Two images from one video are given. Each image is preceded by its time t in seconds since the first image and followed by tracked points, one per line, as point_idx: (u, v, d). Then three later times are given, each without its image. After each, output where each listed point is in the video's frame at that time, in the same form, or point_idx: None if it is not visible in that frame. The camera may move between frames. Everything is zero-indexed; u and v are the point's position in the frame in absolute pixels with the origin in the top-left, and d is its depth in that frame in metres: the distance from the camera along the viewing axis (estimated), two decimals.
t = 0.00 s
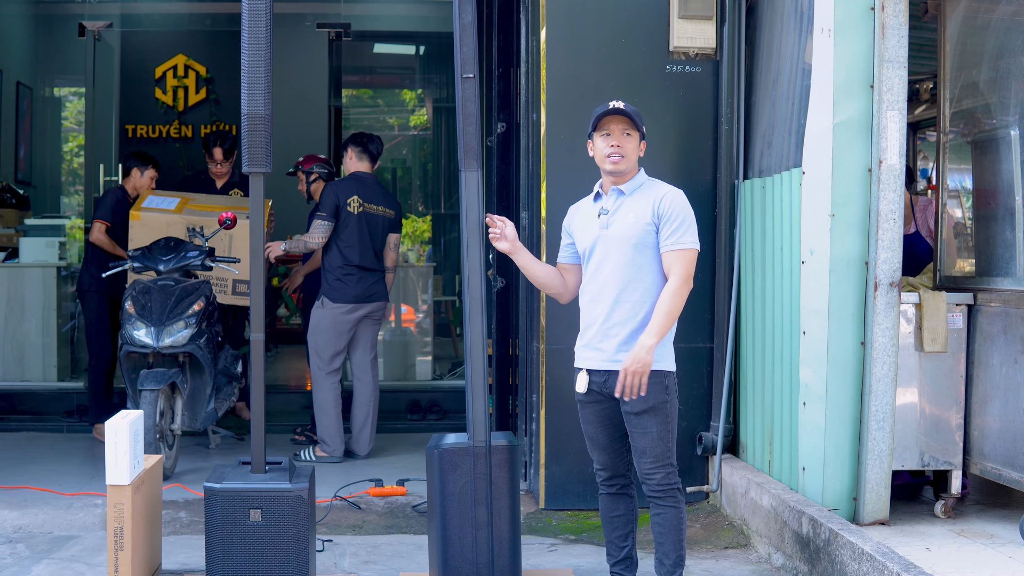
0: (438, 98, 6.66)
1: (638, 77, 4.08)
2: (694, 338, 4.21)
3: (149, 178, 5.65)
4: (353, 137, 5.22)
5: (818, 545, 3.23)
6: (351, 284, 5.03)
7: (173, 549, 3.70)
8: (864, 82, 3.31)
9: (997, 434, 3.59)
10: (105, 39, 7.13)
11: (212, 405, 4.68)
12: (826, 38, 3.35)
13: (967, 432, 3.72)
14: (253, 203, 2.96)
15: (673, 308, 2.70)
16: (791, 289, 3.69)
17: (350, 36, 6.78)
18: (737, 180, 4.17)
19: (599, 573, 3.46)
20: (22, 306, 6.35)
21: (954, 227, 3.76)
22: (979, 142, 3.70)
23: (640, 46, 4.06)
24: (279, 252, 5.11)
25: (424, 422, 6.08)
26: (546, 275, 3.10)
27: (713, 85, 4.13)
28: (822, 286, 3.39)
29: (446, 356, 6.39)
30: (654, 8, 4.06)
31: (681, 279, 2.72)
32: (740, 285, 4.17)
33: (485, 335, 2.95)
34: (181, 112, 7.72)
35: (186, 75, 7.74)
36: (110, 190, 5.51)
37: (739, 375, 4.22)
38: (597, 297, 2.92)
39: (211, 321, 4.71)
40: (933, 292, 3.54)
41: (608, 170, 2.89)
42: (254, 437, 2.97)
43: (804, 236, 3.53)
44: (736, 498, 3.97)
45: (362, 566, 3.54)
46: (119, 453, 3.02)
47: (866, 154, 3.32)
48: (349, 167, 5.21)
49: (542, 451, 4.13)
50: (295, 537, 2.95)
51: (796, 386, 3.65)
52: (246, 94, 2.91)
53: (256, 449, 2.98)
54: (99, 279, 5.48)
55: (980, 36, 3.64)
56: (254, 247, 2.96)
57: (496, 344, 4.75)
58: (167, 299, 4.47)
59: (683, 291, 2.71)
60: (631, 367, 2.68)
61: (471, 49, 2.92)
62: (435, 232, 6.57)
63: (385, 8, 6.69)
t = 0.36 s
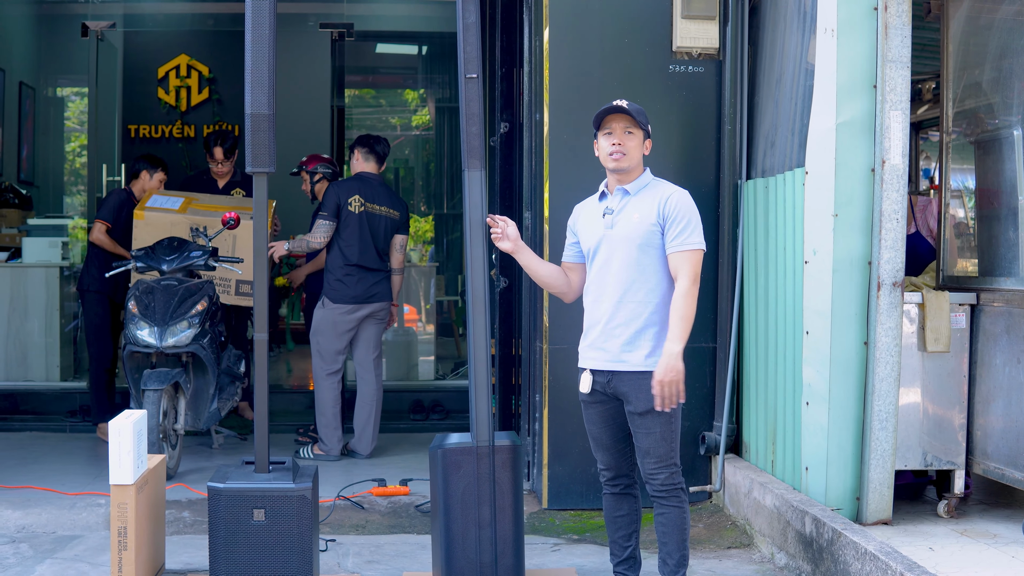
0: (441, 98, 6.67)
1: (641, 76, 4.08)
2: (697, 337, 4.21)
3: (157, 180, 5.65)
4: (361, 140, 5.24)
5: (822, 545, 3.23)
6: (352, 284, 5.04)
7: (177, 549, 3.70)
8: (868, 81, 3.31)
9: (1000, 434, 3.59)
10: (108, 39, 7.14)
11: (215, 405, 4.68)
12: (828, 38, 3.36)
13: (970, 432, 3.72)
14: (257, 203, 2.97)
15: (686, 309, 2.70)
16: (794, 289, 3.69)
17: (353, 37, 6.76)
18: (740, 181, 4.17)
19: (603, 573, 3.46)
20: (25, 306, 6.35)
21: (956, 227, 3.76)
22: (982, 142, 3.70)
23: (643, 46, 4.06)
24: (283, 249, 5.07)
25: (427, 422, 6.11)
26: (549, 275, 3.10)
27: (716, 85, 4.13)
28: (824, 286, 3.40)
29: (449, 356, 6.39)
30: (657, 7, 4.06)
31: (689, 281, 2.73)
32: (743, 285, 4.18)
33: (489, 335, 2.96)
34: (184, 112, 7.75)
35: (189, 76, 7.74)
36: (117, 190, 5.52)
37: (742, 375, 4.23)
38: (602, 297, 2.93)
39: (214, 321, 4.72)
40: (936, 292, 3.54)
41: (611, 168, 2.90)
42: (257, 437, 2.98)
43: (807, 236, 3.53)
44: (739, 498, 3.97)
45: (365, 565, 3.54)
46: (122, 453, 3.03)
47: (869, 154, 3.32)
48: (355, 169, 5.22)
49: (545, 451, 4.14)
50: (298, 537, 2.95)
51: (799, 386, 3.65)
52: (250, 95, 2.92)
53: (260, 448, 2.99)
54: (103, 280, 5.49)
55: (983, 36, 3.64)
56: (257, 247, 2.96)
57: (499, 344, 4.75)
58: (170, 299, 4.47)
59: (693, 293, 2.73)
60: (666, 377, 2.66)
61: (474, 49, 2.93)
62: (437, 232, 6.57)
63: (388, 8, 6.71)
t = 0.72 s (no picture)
0: (443, 98, 6.68)
1: (643, 75, 4.08)
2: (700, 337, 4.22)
3: (155, 178, 5.62)
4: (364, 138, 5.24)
5: (825, 544, 3.24)
6: (356, 284, 5.04)
7: (179, 548, 3.70)
8: (871, 80, 3.31)
9: (1003, 433, 3.59)
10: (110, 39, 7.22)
11: (217, 405, 4.67)
12: (832, 37, 3.36)
13: (973, 432, 3.72)
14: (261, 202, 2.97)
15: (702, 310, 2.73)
16: (797, 288, 3.69)
17: (355, 36, 6.79)
18: (743, 180, 4.16)
19: (606, 573, 3.46)
20: (27, 306, 6.32)
21: (959, 226, 3.77)
22: (985, 142, 3.70)
23: (646, 46, 4.06)
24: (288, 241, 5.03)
25: (429, 421, 6.09)
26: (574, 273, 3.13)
27: (719, 85, 4.13)
28: (828, 286, 3.40)
29: (451, 355, 6.38)
30: (660, 6, 4.06)
31: (700, 281, 2.74)
32: (746, 284, 4.17)
33: (492, 335, 2.96)
34: (186, 111, 7.70)
35: (191, 75, 7.69)
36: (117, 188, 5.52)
37: (745, 374, 4.23)
38: (606, 297, 2.93)
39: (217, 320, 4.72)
40: (939, 291, 3.54)
41: (607, 169, 2.91)
42: (261, 436, 2.98)
43: (810, 235, 3.53)
44: (742, 497, 3.98)
45: (368, 565, 3.54)
46: (126, 452, 3.03)
47: (873, 153, 3.32)
48: (360, 168, 5.23)
49: (548, 450, 4.15)
50: (302, 536, 2.96)
51: (802, 386, 3.65)
52: (254, 94, 2.92)
53: (264, 447, 2.99)
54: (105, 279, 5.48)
55: (985, 37, 3.65)
56: (261, 246, 2.97)
57: (502, 344, 4.75)
58: (172, 299, 4.47)
59: (706, 292, 2.74)
60: (693, 379, 2.68)
61: (478, 47, 2.93)
62: (439, 232, 6.59)
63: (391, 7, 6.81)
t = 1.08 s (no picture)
0: (443, 97, 6.67)
1: (645, 75, 4.08)
2: (701, 336, 4.22)
3: (147, 174, 5.54)
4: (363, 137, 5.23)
5: (826, 543, 3.24)
6: (358, 283, 5.04)
7: (181, 547, 3.71)
8: (873, 80, 3.31)
9: (1004, 433, 3.60)
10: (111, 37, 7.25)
11: (219, 404, 4.67)
12: (833, 37, 3.36)
13: (975, 431, 3.72)
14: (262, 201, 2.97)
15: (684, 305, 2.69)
16: (798, 288, 3.69)
17: (356, 36, 6.84)
18: (744, 179, 4.15)
19: (608, 572, 3.47)
20: (28, 306, 6.31)
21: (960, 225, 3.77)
22: (986, 141, 3.70)
23: (647, 46, 4.07)
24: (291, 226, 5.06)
25: (431, 421, 6.12)
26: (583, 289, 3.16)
27: (721, 85, 4.13)
28: (829, 285, 3.40)
29: (452, 355, 6.37)
30: (661, 6, 4.06)
31: (692, 277, 2.71)
32: (748, 284, 4.17)
33: (494, 334, 2.96)
34: (187, 111, 7.67)
35: (191, 74, 7.67)
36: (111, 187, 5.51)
37: (746, 373, 4.24)
38: (606, 296, 2.94)
39: (218, 319, 4.72)
40: (941, 290, 3.55)
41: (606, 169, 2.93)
42: (263, 435, 2.98)
43: (812, 235, 3.53)
44: (744, 497, 3.98)
45: (370, 564, 3.55)
46: (128, 452, 3.03)
47: (874, 152, 3.32)
48: (361, 167, 5.23)
49: (550, 449, 4.15)
50: (304, 536, 2.96)
51: (804, 385, 3.65)
52: (256, 93, 2.92)
53: (266, 446, 2.99)
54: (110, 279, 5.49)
55: (986, 36, 3.65)
56: (263, 245, 2.97)
57: (503, 343, 4.76)
58: (174, 298, 4.49)
59: (695, 288, 2.70)
60: (661, 373, 2.69)
61: (480, 46, 2.92)
62: (439, 232, 6.58)
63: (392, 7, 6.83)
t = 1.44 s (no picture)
0: (444, 98, 6.68)
1: (646, 76, 4.09)
2: (702, 337, 4.22)
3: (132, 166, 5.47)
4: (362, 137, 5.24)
5: (827, 543, 3.24)
6: (359, 284, 5.04)
7: (183, 548, 3.71)
8: (874, 80, 3.32)
9: (1005, 433, 3.60)
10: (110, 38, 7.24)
11: (220, 405, 4.68)
12: (834, 38, 3.37)
13: (975, 431, 3.73)
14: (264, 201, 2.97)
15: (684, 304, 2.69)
16: (799, 288, 3.69)
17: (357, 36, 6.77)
18: (745, 180, 4.15)
19: (609, 572, 3.47)
20: (30, 306, 6.32)
21: (962, 227, 3.78)
22: (986, 141, 3.71)
23: (648, 47, 4.07)
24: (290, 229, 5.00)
25: (431, 421, 6.08)
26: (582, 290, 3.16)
27: (722, 86, 4.13)
28: (830, 286, 3.41)
29: (452, 356, 6.37)
30: (661, 7, 4.07)
31: (691, 276, 2.71)
32: (748, 285, 4.18)
33: (495, 335, 2.96)
34: (188, 112, 7.73)
35: (192, 75, 7.74)
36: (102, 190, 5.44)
37: (747, 374, 4.24)
38: (607, 296, 2.95)
39: (219, 320, 4.73)
40: (941, 291, 3.56)
41: (607, 170, 2.94)
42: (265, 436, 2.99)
43: (812, 235, 3.54)
44: (745, 497, 3.98)
45: (371, 564, 3.55)
46: (130, 452, 3.03)
47: (875, 153, 3.33)
48: (361, 168, 5.23)
49: (551, 450, 4.15)
50: (305, 536, 2.96)
51: (804, 385, 3.66)
52: (258, 94, 2.93)
53: (268, 447, 3.00)
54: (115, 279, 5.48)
55: (986, 37, 3.66)
56: (264, 245, 2.97)
57: (504, 343, 4.77)
58: (175, 298, 4.49)
59: (694, 288, 2.70)
60: (663, 372, 2.68)
61: (481, 47, 2.92)
62: (440, 232, 6.59)
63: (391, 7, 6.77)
